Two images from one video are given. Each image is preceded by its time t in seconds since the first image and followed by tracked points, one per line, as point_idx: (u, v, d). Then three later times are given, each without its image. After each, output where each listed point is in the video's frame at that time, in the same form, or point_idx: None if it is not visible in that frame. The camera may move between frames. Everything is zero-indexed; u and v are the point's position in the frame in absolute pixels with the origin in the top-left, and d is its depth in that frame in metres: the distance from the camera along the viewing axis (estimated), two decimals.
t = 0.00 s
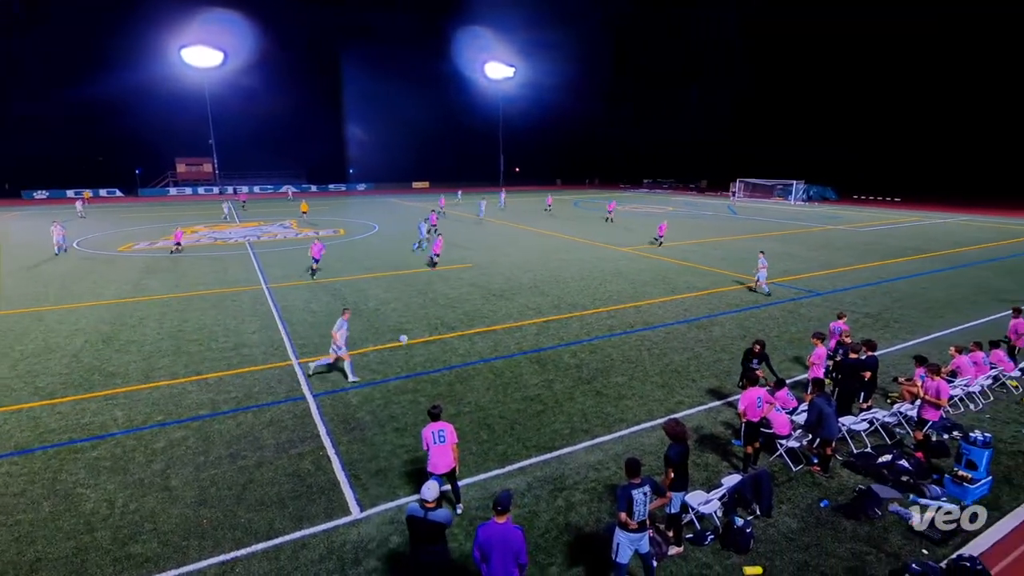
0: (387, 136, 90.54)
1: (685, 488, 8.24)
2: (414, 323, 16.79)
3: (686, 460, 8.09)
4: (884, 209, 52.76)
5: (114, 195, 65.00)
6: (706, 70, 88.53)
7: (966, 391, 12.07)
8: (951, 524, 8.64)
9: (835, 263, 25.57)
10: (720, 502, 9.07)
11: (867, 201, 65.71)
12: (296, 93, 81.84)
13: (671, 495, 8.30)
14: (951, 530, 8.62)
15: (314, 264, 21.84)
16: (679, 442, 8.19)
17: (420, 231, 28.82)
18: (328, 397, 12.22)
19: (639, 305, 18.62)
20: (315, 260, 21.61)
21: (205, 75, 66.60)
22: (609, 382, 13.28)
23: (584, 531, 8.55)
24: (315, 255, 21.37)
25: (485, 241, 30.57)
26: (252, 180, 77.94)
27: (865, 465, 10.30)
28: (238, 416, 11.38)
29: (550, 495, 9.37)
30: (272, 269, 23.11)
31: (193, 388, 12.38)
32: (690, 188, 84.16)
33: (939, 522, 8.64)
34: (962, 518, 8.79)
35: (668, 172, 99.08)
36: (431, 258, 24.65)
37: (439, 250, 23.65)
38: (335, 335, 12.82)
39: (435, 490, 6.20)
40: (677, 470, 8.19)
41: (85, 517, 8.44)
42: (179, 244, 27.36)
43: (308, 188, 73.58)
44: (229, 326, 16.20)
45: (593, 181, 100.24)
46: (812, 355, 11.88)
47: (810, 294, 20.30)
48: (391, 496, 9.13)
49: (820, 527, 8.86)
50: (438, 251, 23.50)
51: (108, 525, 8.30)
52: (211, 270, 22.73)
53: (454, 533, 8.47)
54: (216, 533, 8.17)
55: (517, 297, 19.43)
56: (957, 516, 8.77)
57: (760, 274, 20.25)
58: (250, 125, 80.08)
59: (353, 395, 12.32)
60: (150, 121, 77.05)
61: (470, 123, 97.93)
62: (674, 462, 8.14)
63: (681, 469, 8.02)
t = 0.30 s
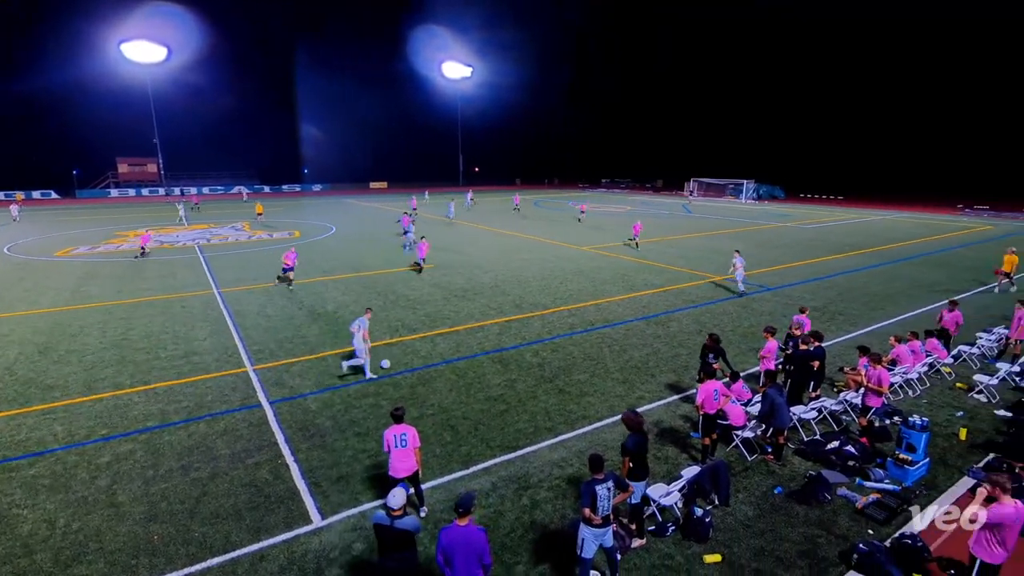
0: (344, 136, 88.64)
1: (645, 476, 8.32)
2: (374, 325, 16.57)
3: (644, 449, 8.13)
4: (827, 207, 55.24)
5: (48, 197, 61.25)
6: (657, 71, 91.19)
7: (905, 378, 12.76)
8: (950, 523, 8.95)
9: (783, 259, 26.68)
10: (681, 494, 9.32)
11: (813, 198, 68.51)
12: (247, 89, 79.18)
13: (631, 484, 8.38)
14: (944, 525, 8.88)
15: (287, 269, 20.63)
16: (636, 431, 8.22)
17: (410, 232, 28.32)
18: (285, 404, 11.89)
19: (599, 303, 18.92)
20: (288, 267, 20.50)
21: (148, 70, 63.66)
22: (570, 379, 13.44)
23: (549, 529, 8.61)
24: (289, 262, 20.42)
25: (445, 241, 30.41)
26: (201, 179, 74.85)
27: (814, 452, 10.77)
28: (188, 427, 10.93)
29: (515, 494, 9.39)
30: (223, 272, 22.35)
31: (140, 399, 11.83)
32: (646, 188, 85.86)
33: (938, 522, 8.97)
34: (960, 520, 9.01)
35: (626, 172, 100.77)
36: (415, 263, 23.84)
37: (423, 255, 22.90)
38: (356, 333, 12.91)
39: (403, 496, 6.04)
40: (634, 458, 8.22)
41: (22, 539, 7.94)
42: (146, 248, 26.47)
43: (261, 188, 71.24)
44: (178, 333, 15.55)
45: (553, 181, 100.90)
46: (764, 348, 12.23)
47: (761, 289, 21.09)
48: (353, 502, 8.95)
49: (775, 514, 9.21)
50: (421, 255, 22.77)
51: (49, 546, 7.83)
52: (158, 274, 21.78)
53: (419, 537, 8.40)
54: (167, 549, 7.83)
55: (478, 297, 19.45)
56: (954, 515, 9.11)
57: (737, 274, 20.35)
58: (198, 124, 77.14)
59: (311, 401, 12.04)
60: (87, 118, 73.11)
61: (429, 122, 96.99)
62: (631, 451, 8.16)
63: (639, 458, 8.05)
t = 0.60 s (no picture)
0: (298, 135, 86.27)
1: (604, 466, 8.57)
2: (332, 329, 16.24)
3: (602, 437, 8.39)
4: (774, 205, 57.40)
5: None
6: (614, 72, 92.49)
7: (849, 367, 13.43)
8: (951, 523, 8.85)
9: (735, 255, 27.59)
10: (642, 487, 9.51)
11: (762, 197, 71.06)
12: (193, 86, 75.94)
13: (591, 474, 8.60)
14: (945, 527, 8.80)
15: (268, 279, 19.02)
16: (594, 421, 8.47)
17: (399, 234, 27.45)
18: (240, 412, 11.50)
19: (560, 302, 19.10)
20: (267, 277, 18.89)
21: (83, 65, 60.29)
22: (533, 378, 13.50)
23: (515, 527, 8.65)
24: (267, 271, 18.79)
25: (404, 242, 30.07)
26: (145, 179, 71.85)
27: (767, 441, 11.18)
28: (136, 440, 10.41)
29: (479, 495, 9.37)
30: (172, 277, 21.45)
31: (81, 413, 11.19)
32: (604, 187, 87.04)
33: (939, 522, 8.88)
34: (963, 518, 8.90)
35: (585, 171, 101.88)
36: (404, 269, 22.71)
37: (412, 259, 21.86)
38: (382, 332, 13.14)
39: (375, 502, 6.19)
40: (592, 447, 8.47)
41: None
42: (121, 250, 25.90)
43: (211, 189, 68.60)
44: (122, 342, 14.79)
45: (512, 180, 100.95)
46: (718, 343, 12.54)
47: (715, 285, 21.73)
48: (314, 510, 8.74)
49: (732, 503, 9.51)
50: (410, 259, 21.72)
51: None
52: (100, 280, 20.72)
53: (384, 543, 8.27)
54: (115, 569, 7.44)
55: (439, 298, 19.33)
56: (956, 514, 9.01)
57: (712, 276, 20.17)
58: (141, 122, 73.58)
59: (268, 408, 11.69)
60: (16, 115, 68.66)
61: (386, 121, 95.35)
62: (587, 439, 8.41)
63: (597, 446, 8.30)
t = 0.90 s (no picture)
0: (247, 134, 83.35)
1: (565, 458, 8.65)
2: (287, 334, 15.82)
3: (561, 429, 8.45)
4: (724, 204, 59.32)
5: None
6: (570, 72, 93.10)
7: (798, 359, 14.03)
8: (951, 524, 8.90)
9: (688, 253, 28.34)
10: (604, 482, 9.68)
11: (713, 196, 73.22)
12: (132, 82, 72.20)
13: (551, 468, 8.68)
14: (945, 526, 8.85)
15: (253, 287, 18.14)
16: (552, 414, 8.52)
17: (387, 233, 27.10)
18: (190, 423, 11.04)
19: (520, 301, 19.16)
20: (255, 284, 18.13)
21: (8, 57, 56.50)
22: (494, 378, 13.50)
23: (479, 528, 8.63)
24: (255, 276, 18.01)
25: (361, 244, 29.55)
26: (80, 181, 68.62)
27: (722, 432, 11.56)
28: (76, 457, 9.83)
29: (443, 498, 9.31)
30: (113, 284, 20.40)
31: (15, 429, 10.50)
32: (561, 187, 87.76)
33: (940, 523, 8.93)
34: (962, 519, 9.00)
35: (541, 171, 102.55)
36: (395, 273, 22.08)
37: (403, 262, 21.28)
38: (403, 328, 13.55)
39: (343, 510, 6.14)
40: (550, 439, 8.53)
41: None
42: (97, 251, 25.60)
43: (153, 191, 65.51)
44: (58, 353, 13.93)
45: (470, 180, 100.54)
46: (673, 339, 12.84)
47: (671, 282, 22.26)
48: (272, 521, 8.47)
49: (691, 493, 9.78)
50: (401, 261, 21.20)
51: None
52: (33, 288, 19.50)
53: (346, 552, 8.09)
54: None
55: (397, 300, 19.06)
56: (956, 515, 9.08)
57: (687, 280, 20.20)
58: (75, 119, 69.42)
59: (220, 418, 11.26)
60: None
61: (339, 119, 93.19)
62: (546, 431, 8.45)
63: (556, 439, 8.36)
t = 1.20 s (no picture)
0: (192, 133, 79.87)
1: (524, 453, 8.70)
2: (238, 340, 15.30)
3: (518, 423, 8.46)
4: (676, 203, 60.80)
5: None
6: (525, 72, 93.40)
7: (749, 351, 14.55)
8: (952, 524, 8.90)
9: (643, 251, 28.93)
10: (567, 479, 9.77)
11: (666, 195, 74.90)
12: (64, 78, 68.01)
13: (511, 462, 8.72)
14: (945, 526, 8.86)
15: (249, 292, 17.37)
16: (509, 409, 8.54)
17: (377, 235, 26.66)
18: (135, 436, 10.51)
19: (479, 302, 19.12)
20: (249, 291, 17.27)
21: None
22: (455, 379, 13.43)
23: (442, 531, 8.56)
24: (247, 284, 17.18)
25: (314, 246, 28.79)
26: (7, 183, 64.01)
27: (680, 425, 11.85)
28: (9, 477, 9.21)
29: (405, 501, 9.20)
30: (46, 291, 19.22)
31: None
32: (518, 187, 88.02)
33: (941, 523, 8.92)
34: (961, 519, 9.01)
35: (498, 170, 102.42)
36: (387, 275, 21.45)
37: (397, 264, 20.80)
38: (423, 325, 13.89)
39: (302, 521, 6.01)
40: (507, 434, 8.54)
41: None
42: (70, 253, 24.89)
43: (90, 194, 61.82)
44: None
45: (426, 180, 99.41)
46: (631, 335, 13.06)
47: (627, 280, 22.68)
48: (227, 534, 8.16)
49: (650, 486, 10.00)
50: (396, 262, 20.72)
51: None
52: None
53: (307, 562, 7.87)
54: None
55: (354, 302, 18.72)
56: (956, 515, 9.08)
57: (660, 277, 20.40)
58: None
59: (168, 430, 10.77)
60: None
61: (290, 118, 90.43)
62: (504, 425, 8.46)
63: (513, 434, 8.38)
